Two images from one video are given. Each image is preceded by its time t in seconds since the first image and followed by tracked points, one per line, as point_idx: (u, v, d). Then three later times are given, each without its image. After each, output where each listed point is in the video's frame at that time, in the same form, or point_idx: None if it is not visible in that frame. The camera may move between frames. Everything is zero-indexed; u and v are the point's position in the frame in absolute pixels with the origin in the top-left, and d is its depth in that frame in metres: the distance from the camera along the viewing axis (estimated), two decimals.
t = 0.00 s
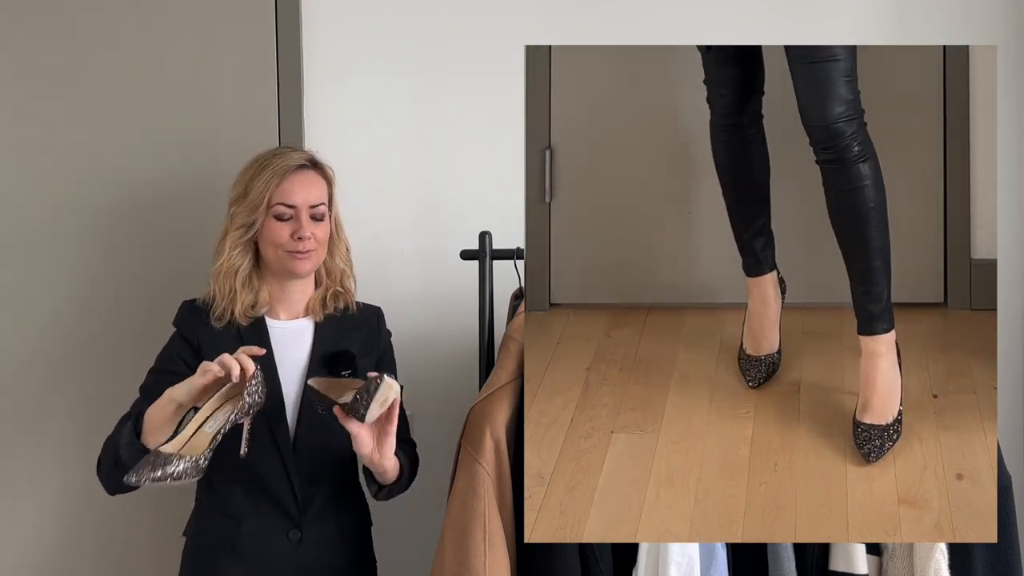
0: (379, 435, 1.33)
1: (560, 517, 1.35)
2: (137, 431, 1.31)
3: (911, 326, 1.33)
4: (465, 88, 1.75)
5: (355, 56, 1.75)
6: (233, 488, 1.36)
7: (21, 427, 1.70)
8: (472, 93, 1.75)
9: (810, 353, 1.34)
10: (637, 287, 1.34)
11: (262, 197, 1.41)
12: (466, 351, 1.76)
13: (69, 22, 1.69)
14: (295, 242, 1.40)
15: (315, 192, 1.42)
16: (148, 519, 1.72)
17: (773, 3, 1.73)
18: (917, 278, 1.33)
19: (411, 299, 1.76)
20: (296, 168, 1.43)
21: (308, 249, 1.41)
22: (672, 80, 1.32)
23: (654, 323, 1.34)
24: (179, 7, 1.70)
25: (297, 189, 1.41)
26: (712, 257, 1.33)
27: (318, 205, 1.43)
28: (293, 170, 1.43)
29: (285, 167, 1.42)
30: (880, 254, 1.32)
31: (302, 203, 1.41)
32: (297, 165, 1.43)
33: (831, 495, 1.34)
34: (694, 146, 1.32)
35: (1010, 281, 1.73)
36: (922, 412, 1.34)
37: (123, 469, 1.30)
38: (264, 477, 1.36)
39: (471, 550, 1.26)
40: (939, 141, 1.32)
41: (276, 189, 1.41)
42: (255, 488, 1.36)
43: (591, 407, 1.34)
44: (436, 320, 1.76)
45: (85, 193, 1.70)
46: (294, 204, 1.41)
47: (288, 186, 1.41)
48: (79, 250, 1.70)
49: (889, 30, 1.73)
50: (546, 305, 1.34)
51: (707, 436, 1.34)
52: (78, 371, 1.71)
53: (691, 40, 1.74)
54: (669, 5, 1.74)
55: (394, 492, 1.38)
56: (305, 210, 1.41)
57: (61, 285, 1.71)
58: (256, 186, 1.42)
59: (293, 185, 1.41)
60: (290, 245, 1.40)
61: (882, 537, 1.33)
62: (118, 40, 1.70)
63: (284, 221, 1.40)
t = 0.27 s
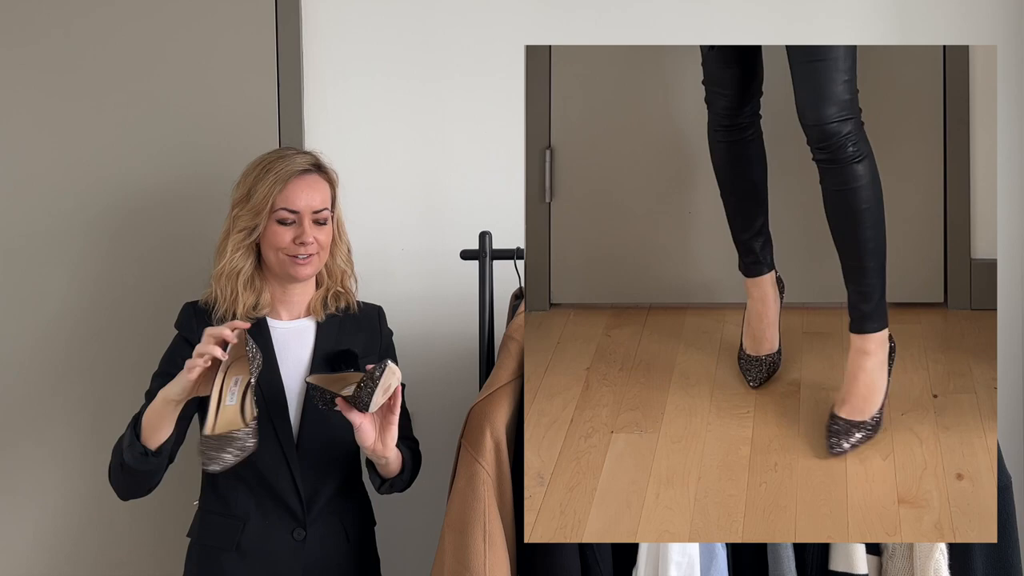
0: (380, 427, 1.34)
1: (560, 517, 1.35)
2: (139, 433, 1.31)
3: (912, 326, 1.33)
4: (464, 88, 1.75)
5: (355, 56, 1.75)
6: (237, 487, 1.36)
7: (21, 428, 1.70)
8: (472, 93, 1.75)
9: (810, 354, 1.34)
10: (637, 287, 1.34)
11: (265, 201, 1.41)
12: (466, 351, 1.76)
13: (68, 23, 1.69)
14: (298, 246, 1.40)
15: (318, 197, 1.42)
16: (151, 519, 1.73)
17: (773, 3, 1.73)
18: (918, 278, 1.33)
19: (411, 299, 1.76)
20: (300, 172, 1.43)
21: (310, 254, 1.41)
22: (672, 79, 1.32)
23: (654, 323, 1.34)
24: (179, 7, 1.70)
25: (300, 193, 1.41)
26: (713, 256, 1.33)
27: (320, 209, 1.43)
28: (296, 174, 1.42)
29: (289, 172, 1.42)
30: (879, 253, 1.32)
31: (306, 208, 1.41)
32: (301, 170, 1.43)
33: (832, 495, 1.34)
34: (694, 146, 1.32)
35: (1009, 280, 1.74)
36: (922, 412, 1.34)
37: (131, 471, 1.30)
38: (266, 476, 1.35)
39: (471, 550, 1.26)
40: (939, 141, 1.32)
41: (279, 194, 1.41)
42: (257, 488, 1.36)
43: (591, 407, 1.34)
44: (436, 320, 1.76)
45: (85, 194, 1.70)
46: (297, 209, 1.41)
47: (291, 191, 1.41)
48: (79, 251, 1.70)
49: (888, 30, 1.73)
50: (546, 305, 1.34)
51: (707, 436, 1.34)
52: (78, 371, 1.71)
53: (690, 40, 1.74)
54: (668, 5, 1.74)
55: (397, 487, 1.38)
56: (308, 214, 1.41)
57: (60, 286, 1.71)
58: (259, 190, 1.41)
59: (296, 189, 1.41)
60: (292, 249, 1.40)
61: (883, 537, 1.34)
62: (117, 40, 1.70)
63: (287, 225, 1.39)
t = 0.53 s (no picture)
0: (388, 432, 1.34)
1: (560, 517, 1.35)
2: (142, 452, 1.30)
3: (911, 326, 1.33)
4: (464, 89, 1.75)
5: (355, 56, 1.75)
6: (239, 486, 1.36)
7: (20, 428, 1.70)
8: (471, 93, 1.75)
9: (811, 354, 1.35)
10: (637, 287, 1.34)
11: (263, 201, 1.40)
12: (466, 351, 1.76)
13: (68, 23, 1.69)
14: (292, 249, 1.38)
15: (315, 201, 1.40)
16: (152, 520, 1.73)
17: (773, 2, 1.73)
18: (918, 279, 1.33)
19: (411, 299, 1.76)
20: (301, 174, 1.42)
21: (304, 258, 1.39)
22: (671, 78, 1.32)
23: (655, 323, 1.34)
24: (178, 7, 1.70)
25: (296, 197, 1.40)
26: (713, 256, 1.33)
27: (317, 213, 1.41)
28: (295, 177, 1.41)
29: (288, 174, 1.41)
30: (878, 253, 1.32)
31: (302, 211, 1.39)
32: (300, 172, 1.42)
33: (833, 495, 1.34)
34: (694, 146, 1.32)
35: (1008, 280, 1.74)
36: (922, 412, 1.34)
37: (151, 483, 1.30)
38: (268, 476, 1.36)
39: (471, 550, 1.26)
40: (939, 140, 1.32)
41: (276, 195, 1.40)
42: (258, 488, 1.36)
43: (591, 407, 1.34)
44: (436, 320, 1.76)
45: (85, 194, 1.70)
46: (293, 212, 1.39)
47: (288, 193, 1.39)
48: (78, 251, 1.70)
49: (888, 29, 1.73)
50: (546, 305, 1.34)
51: (707, 436, 1.34)
52: (78, 371, 1.71)
53: (691, 40, 1.74)
54: (668, 5, 1.74)
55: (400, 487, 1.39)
56: (304, 218, 1.40)
57: (60, 286, 1.70)
58: (258, 190, 1.41)
59: (293, 192, 1.39)
60: (286, 252, 1.39)
61: (884, 536, 1.34)
62: (117, 40, 1.70)
63: (282, 227, 1.38)
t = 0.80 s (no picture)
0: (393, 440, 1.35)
1: (560, 517, 1.35)
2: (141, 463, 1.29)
3: (912, 326, 1.33)
4: (465, 88, 1.75)
5: (355, 56, 1.75)
6: (241, 486, 1.36)
7: (20, 428, 1.70)
8: (471, 93, 1.75)
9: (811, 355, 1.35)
10: (637, 287, 1.34)
11: (259, 197, 1.43)
12: (466, 351, 1.76)
13: (67, 23, 1.69)
14: (285, 243, 1.38)
15: (309, 196, 1.40)
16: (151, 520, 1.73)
17: (773, 3, 1.73)
18: (918, 278, 1.33)
19: (411, 299, 1.76)
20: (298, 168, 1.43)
21: (298, 251, 1.39)
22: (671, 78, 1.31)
23: (656, 323, 1.34)
24: (178, 7, 1.69)
25: (289, 192, 1.40)
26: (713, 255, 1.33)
27: (311, 209, 1.40)
28: (291, 172, 1.43)
29: (284, 169, 1.43)
30: (877, 252, 1.32)
31: (295, 206, 1.39)
32: (296, 169, 1.43)
33: (833, 495, 1.34)
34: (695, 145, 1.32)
35: (1008, 280, 1.74)
36: (922, 412, 1.34)
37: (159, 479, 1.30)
38: (269, 476, 1.36)
39: (471, 550, 1.26)
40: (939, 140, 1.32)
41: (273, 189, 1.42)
42: (260, 487, 1.36)
43: (591, 407, 1.34)
44: (436, 320, 1.76)
45: (84, 194, 1.70)
46: (287, 206, 1.39)
47: (282, 188, 1.40)
48: (78, 251, 1.70)
49: (888, 30, 1.73)
50: (546, 304, 1.34)
51: (707, 436, 1.34)
52: (78, 372, 1.71)
53: (691, 40, 1.74)
54: (668, 5, 1.74)
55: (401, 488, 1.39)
56: (297, 212, 1.40)
57: (60, 286, 1.70)
58: (255, 187, 1.43)
59: (287, 187, 1.40)
60: (281, 246, 1.38)
61: (884, 536, 1.34)
62: (117, 40, 1.70)
63: (277, 221, 1.39)
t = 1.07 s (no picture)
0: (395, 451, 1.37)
1: (560, 517, 1.35)
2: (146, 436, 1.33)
3: (914, 325, 1.33)
4: (465, 89, 1.75)
5: (355, 55, 1.75)
6: (241, 487, 1.36)
7: (20, 429, 1.70)
8: (471, 93, 1.75)
9: (811, 355, 1.35)
10: (638, 288, 1.34)
11: (243, 205, 1.42)
12: (466, 351, 1.76)
13: (67, 23, 1.69)
14: (286, 232, 1.39)
15: (294, 181, 1.43)
16: (152, 519, 1.73)
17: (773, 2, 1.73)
18: (918, 278, 1.33)
19: (412, 300, 1.76)
20: (275, 164, 1.45)
21: (301, 236, 1.40)
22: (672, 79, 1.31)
23: (656, 323, 1.34)
24: (178, 7, 1.69)
25: (275, 183, 1.43)
26: (711, 256, 1.33)
27: (300, 192, 1.43)
28: (270, 169, 1.44)
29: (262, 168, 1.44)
30: (874, 253, 1.32)
31: (284, 194, 1.42)
32: (272, 163, 1.45)
33: (833, 495, 1.34)
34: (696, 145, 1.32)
35: (1008, 280, 1.74)
36: (922, 412, 1.34)
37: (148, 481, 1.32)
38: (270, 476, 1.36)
39: (471, 550, 1.26)
40: (939, 140, 1.32)
41: (258, 189, 1.42)
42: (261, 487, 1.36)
43: (591, 407, 1.34)
44: (436, 320, 1.76)
45: (85, 194, 1.70)
46: (276, 197, 1.42)
47: (267, 183, 1.43)
48: (78, 251, 1.70)
49: (888, 30, 1.73)
50: (546, 304, 1.34)
51: (707, 436, 1.34)
52: (78, 372, 1.71)
53: (691, 40, 1.74)
54: (668, 5, 1.74)
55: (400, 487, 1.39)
56: (288, 201, 1.42)
57: (59, 287, 1.70)
58: (236, 197, 1.43)
59: (272, 180, 1.43)
60: (282, 237, 1.39)
61: (882, 536, 1.34)
62: (117, 40, 1.70)
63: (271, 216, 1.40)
